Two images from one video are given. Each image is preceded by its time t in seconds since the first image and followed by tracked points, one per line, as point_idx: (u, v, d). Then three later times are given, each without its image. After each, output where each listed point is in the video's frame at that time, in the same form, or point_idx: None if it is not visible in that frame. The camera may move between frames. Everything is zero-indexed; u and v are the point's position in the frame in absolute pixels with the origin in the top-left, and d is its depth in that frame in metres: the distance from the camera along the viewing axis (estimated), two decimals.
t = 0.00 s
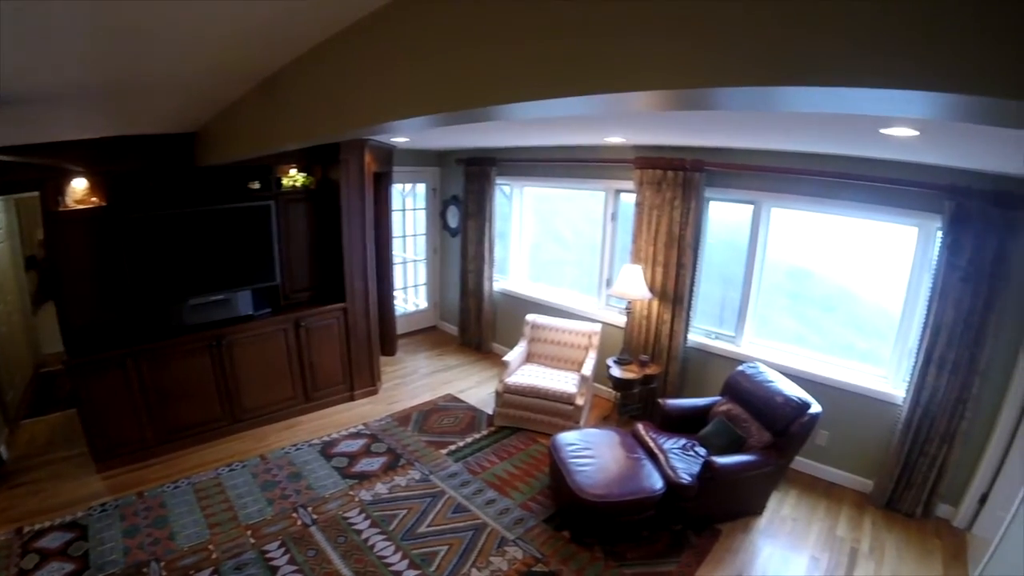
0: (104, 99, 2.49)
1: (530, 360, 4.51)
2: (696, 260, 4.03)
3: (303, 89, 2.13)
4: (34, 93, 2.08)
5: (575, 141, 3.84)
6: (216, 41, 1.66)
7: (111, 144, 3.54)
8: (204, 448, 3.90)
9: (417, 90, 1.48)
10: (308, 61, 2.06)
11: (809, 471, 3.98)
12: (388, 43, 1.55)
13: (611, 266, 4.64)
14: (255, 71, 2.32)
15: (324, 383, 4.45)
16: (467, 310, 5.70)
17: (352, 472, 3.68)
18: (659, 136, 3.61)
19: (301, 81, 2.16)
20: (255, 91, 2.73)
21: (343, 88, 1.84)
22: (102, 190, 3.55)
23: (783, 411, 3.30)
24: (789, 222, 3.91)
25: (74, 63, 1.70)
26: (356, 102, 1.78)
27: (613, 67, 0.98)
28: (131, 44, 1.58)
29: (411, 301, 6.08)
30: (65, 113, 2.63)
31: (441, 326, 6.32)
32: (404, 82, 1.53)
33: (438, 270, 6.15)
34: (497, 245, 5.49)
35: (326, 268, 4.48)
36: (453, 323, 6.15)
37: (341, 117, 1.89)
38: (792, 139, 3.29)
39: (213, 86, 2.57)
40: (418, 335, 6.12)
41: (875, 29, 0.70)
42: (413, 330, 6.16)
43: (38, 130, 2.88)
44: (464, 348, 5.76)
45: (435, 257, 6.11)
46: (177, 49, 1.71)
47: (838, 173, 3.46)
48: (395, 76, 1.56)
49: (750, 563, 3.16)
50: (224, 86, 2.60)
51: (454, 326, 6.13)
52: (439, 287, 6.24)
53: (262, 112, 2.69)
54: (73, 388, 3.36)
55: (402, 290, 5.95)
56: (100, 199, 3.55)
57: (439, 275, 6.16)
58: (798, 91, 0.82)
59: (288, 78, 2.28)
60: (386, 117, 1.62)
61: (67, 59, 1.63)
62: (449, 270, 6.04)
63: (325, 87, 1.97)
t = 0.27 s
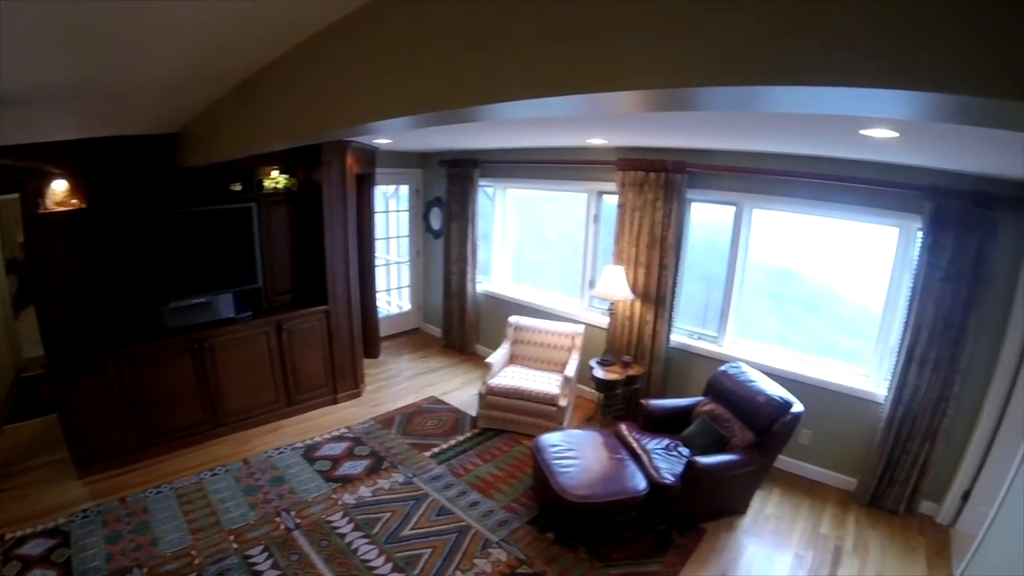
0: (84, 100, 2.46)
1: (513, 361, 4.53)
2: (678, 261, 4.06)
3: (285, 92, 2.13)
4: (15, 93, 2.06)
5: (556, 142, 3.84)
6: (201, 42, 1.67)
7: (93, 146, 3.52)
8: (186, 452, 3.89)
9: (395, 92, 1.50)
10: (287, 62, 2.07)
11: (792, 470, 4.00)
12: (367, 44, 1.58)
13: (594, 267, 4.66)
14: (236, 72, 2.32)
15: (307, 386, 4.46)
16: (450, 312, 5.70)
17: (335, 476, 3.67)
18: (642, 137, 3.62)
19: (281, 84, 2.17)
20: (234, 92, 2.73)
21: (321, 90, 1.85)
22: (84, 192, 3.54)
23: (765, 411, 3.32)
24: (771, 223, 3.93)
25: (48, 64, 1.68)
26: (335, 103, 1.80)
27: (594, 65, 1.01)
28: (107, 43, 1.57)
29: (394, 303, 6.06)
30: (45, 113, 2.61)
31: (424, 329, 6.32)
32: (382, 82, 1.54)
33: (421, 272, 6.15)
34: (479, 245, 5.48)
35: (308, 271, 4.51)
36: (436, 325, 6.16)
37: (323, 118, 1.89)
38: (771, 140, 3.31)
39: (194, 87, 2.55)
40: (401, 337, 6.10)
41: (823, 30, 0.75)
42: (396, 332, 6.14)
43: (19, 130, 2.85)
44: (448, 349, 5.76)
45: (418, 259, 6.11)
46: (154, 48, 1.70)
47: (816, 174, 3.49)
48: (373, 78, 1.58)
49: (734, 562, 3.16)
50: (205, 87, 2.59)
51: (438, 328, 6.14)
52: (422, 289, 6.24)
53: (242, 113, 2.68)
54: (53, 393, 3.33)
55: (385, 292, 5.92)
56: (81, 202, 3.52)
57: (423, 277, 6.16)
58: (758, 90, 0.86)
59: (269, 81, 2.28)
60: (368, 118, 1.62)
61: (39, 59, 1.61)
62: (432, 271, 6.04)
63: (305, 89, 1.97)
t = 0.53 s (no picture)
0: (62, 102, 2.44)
1: (495, 361, 4.54)
2: (659, 259, 4.09)
3: (263, 94, 2.13)
4: None
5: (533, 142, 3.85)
6: (179, 39, 1.67)
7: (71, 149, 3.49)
8: (169, 458, 3.87)
9: (369, 92, 1.52)
10: (262, 63, 2.08)
11: (776, 465, 4.03)
12: (342, 44, 1.59)
13: (575, 265, 4.68)
14: (212, 73, 2.31)
15: (289, 389, 4.46)
16: (432, 313, 5.70)
17: (318, 479, 3.67)
18: (622, 136, 3.64)
19: (258, 87, 2.17)
20: (212, 94, 2.72)
21: (297, 92, 1.86)
22: (62, 196, 3.50)
23: (748, 406, 3.34)
24: (752, 221, 3.96)
25: (18, 64, 1.65)
26: (311, 105, 1.81)
27: (563, 60, 1.03)
28: (76, 41, 1.55)
29: (376, 305, 6.04)
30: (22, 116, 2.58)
31: (407, 330, 6.32)
32: (357, 83, 1.56)
33: (403, 273, 6.15)
34: (461, 246, 5.47)
35: (289, 274, 4.54)
36: (419, 326, 6.17)
37: (300, 119, 1.90)
38: (748, 138, 3.33)
39: (171, 88, 2.54)
40: (383, 339, 6.09)
41: (774, 24, 0.78)
42: (379, 334, 6.13)
43: None
44: (431, 350, 5.76)
45: (400, 260, 6.11)
46: (124, 47, 1.68)
47: (794, 172, 3.52)
48: (349, 79, 1.59)
49: (719, 558, 3.17)
50: (181, 88, 2.57)
51: (420, 329, 6.14)
52: (404, 290, 6.24)
53: (218, 115, 2.67)
54: (34, 399, 3.30)
55: (367, 294, 5.91)
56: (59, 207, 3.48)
57: (405, 278, 6.16)
58: (710, 83, 0.88)
59: (246, 82, 2.28)
60: (346, 117, 1.62)
61: (9, 58, 1.58)
62: (414, 272, 6.05)
63: (282, 91, 1.97)
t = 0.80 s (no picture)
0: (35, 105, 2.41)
1: (478, 362, 4.55)
2: (640, 258, 4.11)
3: (239, 96, 2.13)
4: None
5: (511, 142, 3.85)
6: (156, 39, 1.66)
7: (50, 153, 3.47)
8: (150, 464, 3.85)
9: (345, 94, 1.53)
10: (238, 67, 2.08)
11: (758, 462, 4.05)
12: (318, 47, 1.59)
13: (558, 265, 4.70)
14: (186, 75, 2.30)
15: (271, 393, 4.47)
16: (415, 315, 5.70)
17: (301, 482, 3.66)
18: (600, 135, 3.65)
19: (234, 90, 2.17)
20: (189, 96, 2.70)
21: (274, 95, 1.86)
22: (41, 198, 3.47)
23: (730, 404, 3.35)
24: (732, 219, 3.98)
25: None
26: (288, 108, 1.82)
27: (536, 60, 1.05)
28: (47, 43, 1.53)
29: (359, 306, 6.02)
30: None
31: (390, 331, 6.32)
32: (333, 86, 1.57)
33: (386, 274, 6.15)
34: (444, 245, 5.47)
35: (270, 277, 4.54)
36: (402, 328, 6.17)
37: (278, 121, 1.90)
38: (724, 138, 3.35)
39: (146, 91, 2.53)
40: (365, 340, 6.07)
41: (732, 24, 0.80)
42: (362, 335, 6.12)
43: None
44: (414, 351, 5.76)
45: (383, 261, 6.10)
46: (96, 48, 1.67)
47: (770, 171, 3.55)
48: (325, 82, 1.60)
49: (703, 556, 3.19)
50: (156, 90, 2.56)
51: (403, 330, 6.15)
52: (387, 291, 6.24)
53: (195, 118, 2.66)
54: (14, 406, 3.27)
55: (349, 296, 5.89)
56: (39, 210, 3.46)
57: (387, 279, 6.15)
58: (669, 81, 0.90)
59: (221, 85, 2.28)
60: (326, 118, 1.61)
61: None
62: (397, 273, 6.05)
63: (259, 94, 1.97)
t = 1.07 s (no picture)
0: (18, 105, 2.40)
1: (464, 363, 4.55)
2: (624, 259, 4.13)
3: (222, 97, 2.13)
4: None
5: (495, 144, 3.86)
6: (140, 39, 1.66)
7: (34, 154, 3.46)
8: (135, 467, 3.83)
9: (328, 94, 1.53)
10: (221, 69, 2.08)
11: (743, 462, 4.07)
12: (301, 48, 1.60)
13: (543, 266, 4.72)
14: (167, 75, 2.30)
15: (257, 395, 4.47)
16: (402, 316, 5.70)
17: (287, 485, 3.66)
18: (584, 137, 3.66)
19: (217, 91, 2.17)
20: (172, 98, 2.70)
21: (259, 96, 1.87)
22: (24, 199, 3.47)
23: (716, 404, 3.37)
24: (717, 220, 4.00)
25: None
26: (271, 108, 1.82)
27: (518, 59, 1.06)
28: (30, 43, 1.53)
29: (345, 307, 6.02)
30: None
31: (376, 333, 6.32)
32: (317, 86, 1.58)
33: (372, 276, 6.15)
34: (429, 245, 5.46)
35: (255, 279, 4.54)
36: (388, 329, 6.17)
37: (261, 121, 1.90)
38: (705, 138, 3.36)
39: (128, 90, 2.52)
40: (351, 342, 6.06)
41: (713, 25, 0.82)
42: (348, 337, 6.12)
43: None
44: (401, 353, 5.77)
45: (369, 262, 6.10)
46: (78, 48, 1.66)
47: (754, 172, 3.57)
48: (308, 82, 1.61)
49: (690, 555, 3.20)
50: (138, 91, 2.55)
51: (389, 332, 6.15)
52: (373, 293, 6.23)
53: (178, 119, 2.66)
54: None
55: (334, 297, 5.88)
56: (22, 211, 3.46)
57: (373, 280, 6.15)
58: (639, 80, 0.92)
59: (204, 86, 2.27)
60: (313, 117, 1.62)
61: None
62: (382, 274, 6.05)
63: (243, 94, 1.97)
